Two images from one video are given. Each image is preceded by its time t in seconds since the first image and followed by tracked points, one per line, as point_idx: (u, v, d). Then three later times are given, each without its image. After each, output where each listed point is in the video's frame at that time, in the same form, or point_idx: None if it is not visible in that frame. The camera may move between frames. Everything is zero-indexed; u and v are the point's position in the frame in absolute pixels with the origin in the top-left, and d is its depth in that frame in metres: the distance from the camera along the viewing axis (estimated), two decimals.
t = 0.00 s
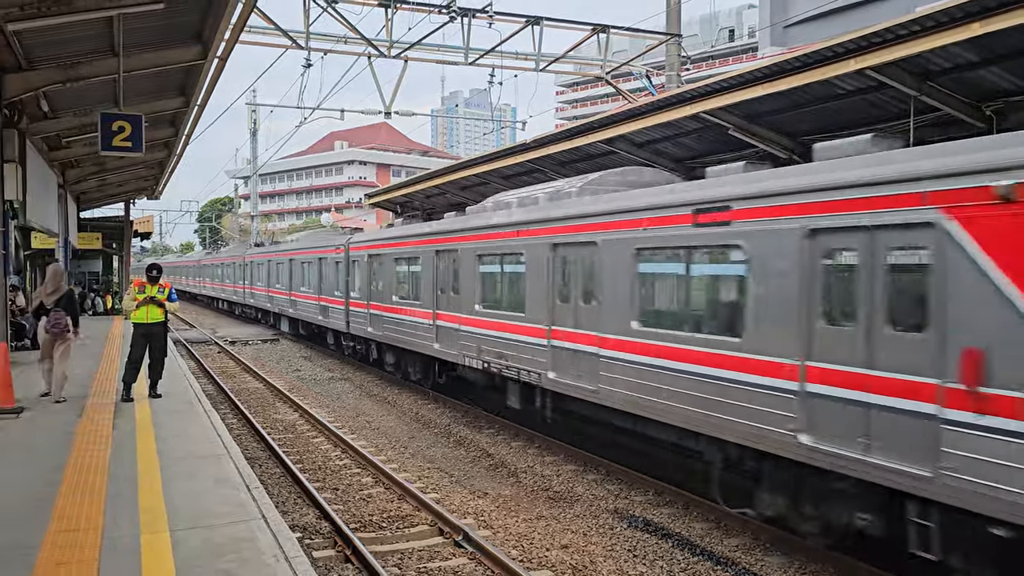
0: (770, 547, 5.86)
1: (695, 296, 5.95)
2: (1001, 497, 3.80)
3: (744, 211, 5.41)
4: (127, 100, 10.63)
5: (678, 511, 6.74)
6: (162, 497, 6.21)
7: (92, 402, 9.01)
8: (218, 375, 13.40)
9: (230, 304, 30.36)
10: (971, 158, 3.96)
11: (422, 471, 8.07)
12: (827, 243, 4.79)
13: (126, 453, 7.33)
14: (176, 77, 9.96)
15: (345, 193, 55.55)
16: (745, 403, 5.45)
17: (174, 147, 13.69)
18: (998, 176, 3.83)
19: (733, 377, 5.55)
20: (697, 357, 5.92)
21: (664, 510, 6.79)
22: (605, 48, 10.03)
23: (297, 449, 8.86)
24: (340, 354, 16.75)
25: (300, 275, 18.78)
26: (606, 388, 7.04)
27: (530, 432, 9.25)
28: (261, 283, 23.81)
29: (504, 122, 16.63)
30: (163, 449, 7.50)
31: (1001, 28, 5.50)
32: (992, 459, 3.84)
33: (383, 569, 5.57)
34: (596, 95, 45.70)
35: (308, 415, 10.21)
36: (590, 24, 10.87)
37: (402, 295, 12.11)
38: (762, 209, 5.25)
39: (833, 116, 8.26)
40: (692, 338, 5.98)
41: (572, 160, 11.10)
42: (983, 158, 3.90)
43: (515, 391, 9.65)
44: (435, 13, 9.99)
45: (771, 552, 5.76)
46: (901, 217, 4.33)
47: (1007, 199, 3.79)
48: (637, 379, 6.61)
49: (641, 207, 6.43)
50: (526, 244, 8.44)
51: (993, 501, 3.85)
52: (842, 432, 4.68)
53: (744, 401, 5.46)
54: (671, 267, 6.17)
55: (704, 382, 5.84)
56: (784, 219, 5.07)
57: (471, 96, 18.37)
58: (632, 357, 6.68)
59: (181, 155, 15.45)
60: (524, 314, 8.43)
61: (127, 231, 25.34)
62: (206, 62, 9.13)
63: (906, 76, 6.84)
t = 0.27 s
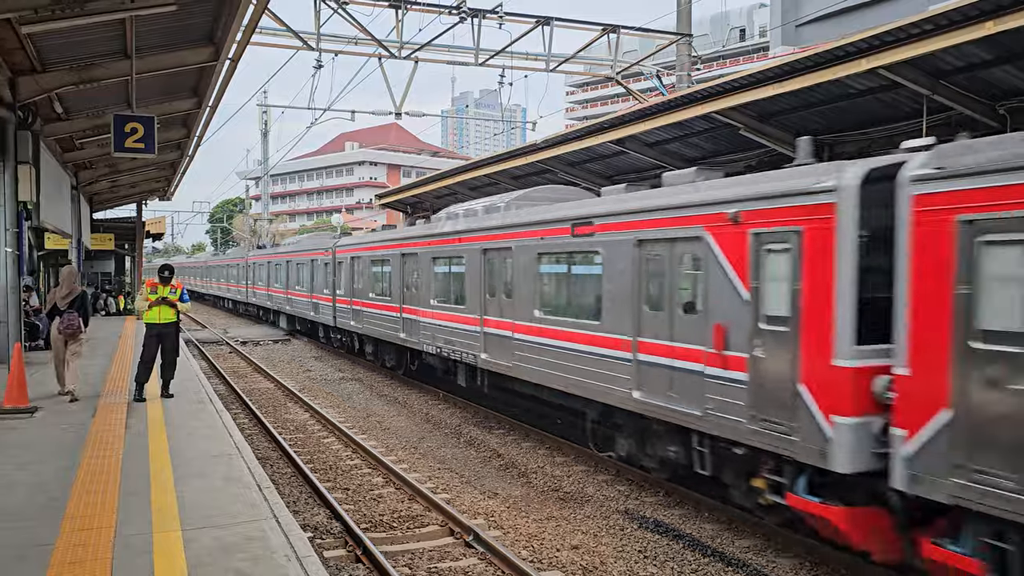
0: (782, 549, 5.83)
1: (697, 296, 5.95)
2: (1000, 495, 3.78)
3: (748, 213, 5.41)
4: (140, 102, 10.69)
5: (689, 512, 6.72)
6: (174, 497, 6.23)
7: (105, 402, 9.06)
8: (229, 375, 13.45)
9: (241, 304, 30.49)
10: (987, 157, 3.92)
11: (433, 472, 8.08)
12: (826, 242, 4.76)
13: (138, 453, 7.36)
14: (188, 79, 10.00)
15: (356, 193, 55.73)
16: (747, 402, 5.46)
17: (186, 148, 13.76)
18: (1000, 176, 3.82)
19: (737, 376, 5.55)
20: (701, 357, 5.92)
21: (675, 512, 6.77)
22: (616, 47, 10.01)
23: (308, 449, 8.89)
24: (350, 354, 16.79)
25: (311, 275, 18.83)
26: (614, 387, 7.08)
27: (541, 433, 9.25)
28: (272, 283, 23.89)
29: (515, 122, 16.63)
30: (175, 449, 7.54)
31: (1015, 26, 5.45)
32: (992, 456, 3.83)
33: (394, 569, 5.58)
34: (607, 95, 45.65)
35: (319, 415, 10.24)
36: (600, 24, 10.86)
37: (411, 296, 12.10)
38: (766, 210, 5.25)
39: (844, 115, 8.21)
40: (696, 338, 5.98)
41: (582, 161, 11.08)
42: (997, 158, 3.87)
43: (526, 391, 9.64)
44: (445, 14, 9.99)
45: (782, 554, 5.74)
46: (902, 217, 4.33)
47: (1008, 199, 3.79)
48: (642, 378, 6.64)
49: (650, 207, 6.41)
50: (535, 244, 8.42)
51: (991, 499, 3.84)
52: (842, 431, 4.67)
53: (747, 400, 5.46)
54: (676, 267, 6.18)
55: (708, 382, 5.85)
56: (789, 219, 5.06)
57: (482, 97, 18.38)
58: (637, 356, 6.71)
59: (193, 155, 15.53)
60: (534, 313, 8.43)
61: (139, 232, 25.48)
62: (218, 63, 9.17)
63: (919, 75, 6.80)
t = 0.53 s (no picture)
0: (791, 550, 5.82)
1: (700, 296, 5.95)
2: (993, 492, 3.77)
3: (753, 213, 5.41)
4: (151, 103, 10.75)
5: (698, 513, 6.71)
6: (185, 497, 6.24)
7: (116, 402, 9.11)
8: (240, 375, 13.51)
9: (252, 305, 30.61)
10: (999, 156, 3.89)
11: (441, 472, 8.09)
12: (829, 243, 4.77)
13: (149, 452, 7.40)
14: (198, 80, 10.05)
15: (366, 194, 55.89)
16: (747, 402, 5.45)
17: (197, 149, 13.83)
18: (994, 178, 3.82)
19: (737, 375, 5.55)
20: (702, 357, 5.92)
21: (684, 513, 6.76)
22: (625, 48, 10.01)
23: (317, 449, 8.91)
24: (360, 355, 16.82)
25: (320, 275, 18.89)
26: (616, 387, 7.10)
27: (550, 434, 9.24)
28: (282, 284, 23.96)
29: (524, 123, 16.64)
30: (186, 449, 7.57)
31: None
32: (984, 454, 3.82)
33: (402, 569, 5.59)
34: (615, 95, 45.61)
35: (328, 415, 10.27)
36: (609, 24, 10.85)
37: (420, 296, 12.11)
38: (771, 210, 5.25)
39: (854, 115, 8.18)
40: (696, 337, 5.99)
41: (591, 161, 11.07)
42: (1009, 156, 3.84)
43: (535, 392, 9.63)
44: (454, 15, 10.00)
45: (792, 555, 5.71)
46: (899, 218, 4.33)
47: (1002, 201, 3.78)
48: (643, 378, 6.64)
49: (659, 207, 6.39)
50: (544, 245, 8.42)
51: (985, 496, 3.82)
52: (841, 430, 4.67)
53: (747, 400, 5.46)
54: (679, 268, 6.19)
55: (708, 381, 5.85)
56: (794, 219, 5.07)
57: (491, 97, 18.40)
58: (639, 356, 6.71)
59: (203, 156, 15.60)
60: (542, 313, 8.44)
61: (151, 233, 25.61)
62: (228, 65, 9.21)
63: (930, 75, 6.76)
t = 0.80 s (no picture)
0: (799, 551, 5.79)
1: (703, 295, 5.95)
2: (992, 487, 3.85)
3: (754, 212, 5.38)
4: (160, 105, 10.79)
5: (706, 514, 6.69)
6: (193, 497, 6.25)
7: (125, 402, 9.14)
8: (247, 376, 13.55)
9: (260, 305, 30.69)
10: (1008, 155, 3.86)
11: (449, 472, 8.09)
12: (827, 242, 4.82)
13: (158, 452, 7.43)
14: (206, 81, 10.09)
15: (373, 194, 56.00)
16: (751, 400, 5.45)
17: (204, 150, 13.88)
18: (989, 174, 3.88)
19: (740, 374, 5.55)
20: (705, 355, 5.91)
21: (691, 513, 6.74)
22: (632, 48, 9.99)
23: (325, 449, 8.93)
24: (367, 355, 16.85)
25: (328, 276, 18.92)
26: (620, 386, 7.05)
27: (557, 434, 9.24)
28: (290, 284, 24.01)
29: (531, 124, 16.63)
30: (194, 449, 7.59)
31: None
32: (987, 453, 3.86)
33: (409, 569, 5.59)
34: (623, 96, 45.55)
35: (336, 416, 10.29)
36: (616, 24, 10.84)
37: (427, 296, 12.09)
38: (774, 210, 5.21)
39: (862, 115, 8.15)
40: (698, 335, 5.98)
41: (599, 161, 11.06)
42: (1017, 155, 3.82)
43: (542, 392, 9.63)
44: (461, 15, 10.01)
45: (800, 556, 5.69)
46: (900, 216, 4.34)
47: (1003, 199, 3.81)
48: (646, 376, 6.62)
49: (667, 207, 6.38)
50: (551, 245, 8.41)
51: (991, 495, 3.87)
52: (846, 428, 4.67)
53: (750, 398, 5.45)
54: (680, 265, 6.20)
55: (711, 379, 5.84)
56: (794, 219, 5.04)
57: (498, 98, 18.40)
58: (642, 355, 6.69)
59: (212, 157, 15.65)
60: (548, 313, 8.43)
61: (159, 234, 25.70)
62: (236, 66, 9.23)
63: (938, 74, 6.73)
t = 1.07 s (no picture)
0: (806, 552, 5.78)
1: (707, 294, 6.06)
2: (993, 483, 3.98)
3: (756, 212, 5.50)
4: (167, 106, 10.82)
5: (712, 515, 6.68)
6: (200, 497, 6.27)
7: (132, 402, 9.17)
8: (254, 376, 13.57)
9: (266, 306, 30.75)
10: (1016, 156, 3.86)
11: (455, 472, 8.10)
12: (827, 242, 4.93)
13: (165, 452, 7.45)
14: (213, 82, 10.12)
15: (379, 195, 56.09)
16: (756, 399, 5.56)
17: (211, 151, 13.92)
18: (992, 176, 3.99)
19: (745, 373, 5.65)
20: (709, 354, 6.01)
21: (697, 514, 6.73)
22: (638, 48, 9.99)
23: (331, 449, 8.95)
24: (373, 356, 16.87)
25: (334, 276, 18.93)
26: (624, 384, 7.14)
27: (563, 434, 9.23)
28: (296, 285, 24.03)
29: (537, 124, 16.63)
30: (201, 449, 7.61)
31: None
32: (990, 450, 3.98)
33: (416, 569, 5.61)
34: (628, 96, 45.48)
35: (342, 416, 10.30)
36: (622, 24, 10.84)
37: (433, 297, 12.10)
38: (776, 209, 5.33)
39: (869, 115, 8.13)
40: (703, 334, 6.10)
41: (604, 162, 11.06)
42: None
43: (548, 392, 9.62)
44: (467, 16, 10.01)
45: (806, 557, 5.68)
46: (901, 217, 4.46)
47: (1005, 199, 3.93)
48: (650, 375, 6.72)
49: (673, 208, 6.38)
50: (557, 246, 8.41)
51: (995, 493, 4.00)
52: (851, 426, 4.78)
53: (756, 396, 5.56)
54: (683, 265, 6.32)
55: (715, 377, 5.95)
56: (795, 219, 5.18)
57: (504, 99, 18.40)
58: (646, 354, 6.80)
59: (218, 158, 15.69)
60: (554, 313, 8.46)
61: (166, 235, 25.77)
62: (243, 66, 9.25)
63: (945, 74, 6.72)
